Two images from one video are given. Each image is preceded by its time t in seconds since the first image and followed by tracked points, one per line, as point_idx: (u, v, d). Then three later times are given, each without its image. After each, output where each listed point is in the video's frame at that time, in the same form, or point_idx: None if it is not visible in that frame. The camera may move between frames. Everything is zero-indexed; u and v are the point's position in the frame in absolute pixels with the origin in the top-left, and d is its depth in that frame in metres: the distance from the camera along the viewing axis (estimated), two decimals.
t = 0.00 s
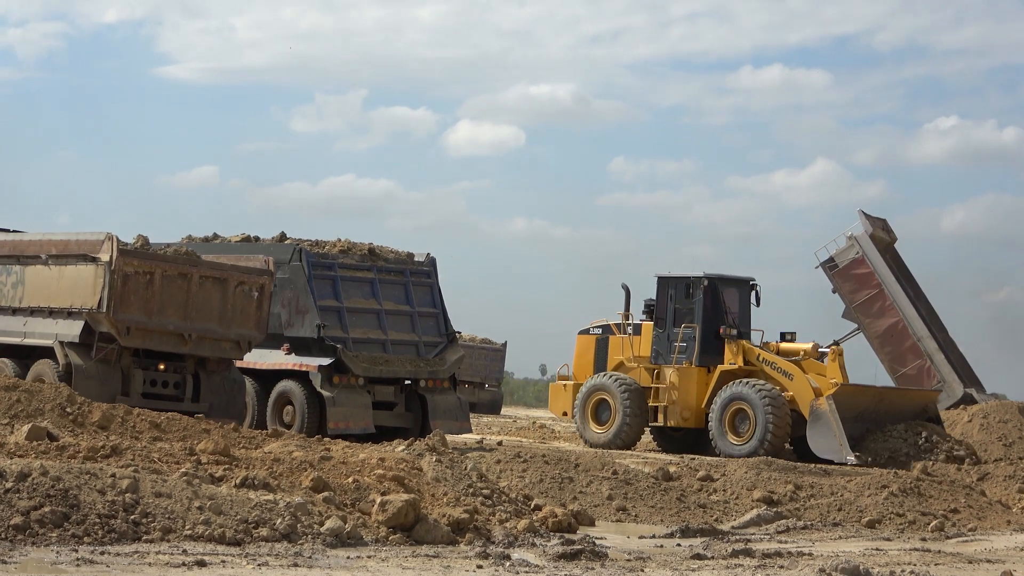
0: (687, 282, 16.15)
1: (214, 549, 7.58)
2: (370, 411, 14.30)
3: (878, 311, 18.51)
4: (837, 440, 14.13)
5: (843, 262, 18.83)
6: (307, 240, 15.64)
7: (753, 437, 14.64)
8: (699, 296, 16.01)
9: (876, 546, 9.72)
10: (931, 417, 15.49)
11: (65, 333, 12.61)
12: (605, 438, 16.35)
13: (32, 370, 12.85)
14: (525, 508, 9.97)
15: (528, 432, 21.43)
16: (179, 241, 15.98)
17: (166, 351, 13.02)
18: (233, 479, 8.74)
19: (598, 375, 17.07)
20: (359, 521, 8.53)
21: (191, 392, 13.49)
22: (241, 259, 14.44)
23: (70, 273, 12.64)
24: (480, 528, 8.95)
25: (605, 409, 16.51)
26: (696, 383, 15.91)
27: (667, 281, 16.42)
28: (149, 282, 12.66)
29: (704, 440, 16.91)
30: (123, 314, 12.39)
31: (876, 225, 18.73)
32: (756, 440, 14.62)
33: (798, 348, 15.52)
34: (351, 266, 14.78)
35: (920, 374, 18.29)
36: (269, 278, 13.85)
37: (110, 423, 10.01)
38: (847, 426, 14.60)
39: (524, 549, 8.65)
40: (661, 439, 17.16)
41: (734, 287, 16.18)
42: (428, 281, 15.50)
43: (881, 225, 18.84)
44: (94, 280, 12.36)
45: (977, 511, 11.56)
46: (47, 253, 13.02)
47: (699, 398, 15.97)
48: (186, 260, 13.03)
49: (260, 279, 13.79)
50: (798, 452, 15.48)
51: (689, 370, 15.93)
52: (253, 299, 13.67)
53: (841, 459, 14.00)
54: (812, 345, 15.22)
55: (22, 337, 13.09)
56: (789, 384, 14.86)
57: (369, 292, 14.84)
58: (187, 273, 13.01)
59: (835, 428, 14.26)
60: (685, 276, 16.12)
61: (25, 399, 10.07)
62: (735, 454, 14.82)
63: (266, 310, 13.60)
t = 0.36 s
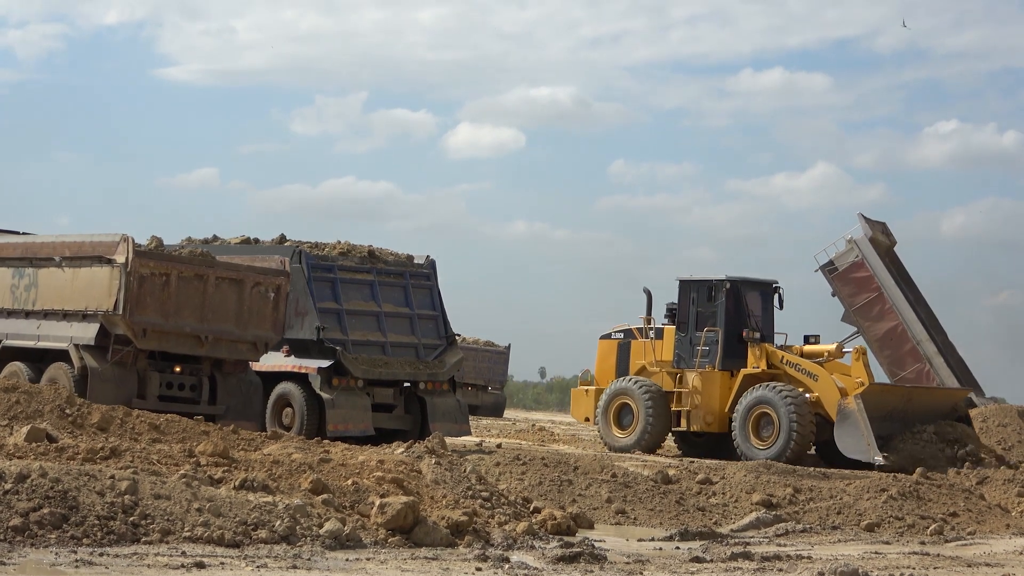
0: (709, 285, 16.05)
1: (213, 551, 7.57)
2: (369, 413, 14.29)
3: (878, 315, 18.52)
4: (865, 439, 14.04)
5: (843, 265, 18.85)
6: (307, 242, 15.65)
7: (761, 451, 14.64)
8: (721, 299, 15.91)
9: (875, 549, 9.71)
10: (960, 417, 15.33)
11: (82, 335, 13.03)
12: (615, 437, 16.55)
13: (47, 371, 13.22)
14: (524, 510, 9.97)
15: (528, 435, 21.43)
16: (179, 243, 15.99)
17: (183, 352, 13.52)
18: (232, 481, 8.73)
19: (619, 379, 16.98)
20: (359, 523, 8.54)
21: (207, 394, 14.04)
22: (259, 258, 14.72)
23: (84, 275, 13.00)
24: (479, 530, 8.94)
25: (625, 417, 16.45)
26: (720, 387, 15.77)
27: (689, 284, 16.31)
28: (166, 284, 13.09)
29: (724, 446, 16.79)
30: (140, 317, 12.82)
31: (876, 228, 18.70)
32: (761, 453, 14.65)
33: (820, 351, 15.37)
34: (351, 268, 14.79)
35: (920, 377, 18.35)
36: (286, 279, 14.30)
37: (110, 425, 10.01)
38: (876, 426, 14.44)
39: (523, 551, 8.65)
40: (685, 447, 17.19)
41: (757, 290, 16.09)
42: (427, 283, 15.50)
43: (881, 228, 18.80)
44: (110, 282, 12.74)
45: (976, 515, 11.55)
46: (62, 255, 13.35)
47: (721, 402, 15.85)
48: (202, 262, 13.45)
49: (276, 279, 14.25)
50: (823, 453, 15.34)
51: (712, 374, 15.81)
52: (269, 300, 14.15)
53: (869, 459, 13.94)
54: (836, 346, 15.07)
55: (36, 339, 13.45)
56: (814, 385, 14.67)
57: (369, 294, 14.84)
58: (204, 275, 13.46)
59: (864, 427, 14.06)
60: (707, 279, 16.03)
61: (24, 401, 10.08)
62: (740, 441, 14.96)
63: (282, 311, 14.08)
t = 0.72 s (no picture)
0: (735, 287, 16.04)
1: (211, 553, 7.57)
2: (368, 415, 14.30)
3: (876, 318, 18.51)
4: (894, 439, 13.93)
5: (842, 269, 18.89)
6: (307, 244, 15.66)
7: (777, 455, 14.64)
8: (746, 301, 15.89)
9: (873, 553, 9.72)
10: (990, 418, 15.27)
11: (94, 337, 12.64)
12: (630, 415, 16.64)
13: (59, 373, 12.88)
14: (522, 513, 9.97)
15: (527, 437, 21.47)
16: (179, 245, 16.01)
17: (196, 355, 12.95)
18: (231, 483, 8.73)
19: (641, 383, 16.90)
20: (357, 525, 8.54)
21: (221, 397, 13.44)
22: (272, 258, 14.44)
23: (96, 277, 12.64)
24: (477, 533, 8.95)
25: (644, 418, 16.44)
26: (743, 391, 15.72)
27: (714, 287, 16.31)
28: (178, 285, 12.61)
29: (747, 451, 16.70)
30: (152, 318, 12.33)
31: (876, 232, 18.75)
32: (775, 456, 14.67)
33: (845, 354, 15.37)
34: (350, 270, 14.79)
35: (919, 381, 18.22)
36: (299, 279, 13.80)
37: (108, 427, 10.01)
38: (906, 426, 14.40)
39: (522, 554, 8.66)
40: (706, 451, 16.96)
41: (782, 293, 16.07)
42: (427, 285, 15.53)
43: (880, 232, 18.83)
44: (122, 283, 12.32)
45: (975, 519, 11.56)
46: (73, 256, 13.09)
47: (745, 406, 15.78)
48: (215, 262, 12.95)
49: (291, 280, 13.73)
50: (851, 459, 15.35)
51: (735, 377, 15.77)
52: (283, 300, 13.60)
53: (898, 459, 13.83)
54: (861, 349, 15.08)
55: (47, 342, 13.17)
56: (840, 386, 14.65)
57: (368, 296, 14.86)
58: (216, 275, 12.95)
59: (893, 427, 13.94)
60: (733, 281, 16.01)
61: (23, 402, 10.08)
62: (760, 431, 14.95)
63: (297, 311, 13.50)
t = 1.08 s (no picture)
0: (762, 290, 15.79)
1: (210, 555, 7.57)
2: (368, 417, 14.32)
3: (875, 320, 18.51)
4: (924, 446, 13.91)
5: (841, 271, 18.89)
6: (307, 245, 15.67)
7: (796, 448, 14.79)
8: (773, 305, 15.66)
9: (872, 555, 9.73)
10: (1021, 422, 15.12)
11: (109, 338, 12.62)
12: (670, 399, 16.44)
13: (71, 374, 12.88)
14: (522, 515, 9.98)
15: (526, 439, 21.52)
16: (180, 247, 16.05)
17: (211, 356, 12.96)
18: (230, 485, 8.74)
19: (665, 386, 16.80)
20: (356, 527, 8.54)
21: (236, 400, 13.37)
22: (285, 261, 14.24)
23: (111, 277, 12.64)
24: (476, 535, 8.96)
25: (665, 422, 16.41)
26: (769, 396, 15.61)
27: (740, 289, 16.07)
28: (194, 285, 12.60)
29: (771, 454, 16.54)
30: (167, 318, 12.32)
31: (875, 234, 18.74)
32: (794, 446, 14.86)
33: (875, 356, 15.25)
34: (349, 272, 14.80)
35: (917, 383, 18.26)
36: (314, 281, 13.81)
37: (107, 429, 10.01)
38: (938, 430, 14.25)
39: (521, 556, 8.66)
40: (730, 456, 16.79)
41: (808, 296, 15.86)
42: (427, 288, 15.56)
43: (879, 234, 18.82)
44: (137, 283, 12.31)
45: (974, 521, 11.56)
46: (87, 257, 13.11)
47: (771, 410, 15.67)
48: (231, 263, 12.95)
49: (306, 282, 13.76)
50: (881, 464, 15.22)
51: (761, 382, 15.64)
52: (299, 302, 13.62)
53: (927, 465, 13.78)
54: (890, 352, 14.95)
55: (60, 342, 13.21)
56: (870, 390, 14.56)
57: (367, 298, 14.87)
58: (232, 276, 12.96)
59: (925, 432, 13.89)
60: (760, 284, 15.77)
61: (22, 405, 10.10)
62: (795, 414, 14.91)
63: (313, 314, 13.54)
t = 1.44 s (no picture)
0: (785, 293, 15.55)
1: (210, 558, 7.57)
2: (367, 420, 14.32)
3: (875, 323, 18.55)
4: (956, 446, 13.70)
5: (841, 273, 18.94)
6: (306, 248, 15.69)
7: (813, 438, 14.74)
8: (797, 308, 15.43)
9: (873, 557, 9.73)
10: None
11: (120, 340, 12.62)
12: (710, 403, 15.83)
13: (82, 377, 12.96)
14: (522, 518, 9.97)
15: (526, 442, 21.57)
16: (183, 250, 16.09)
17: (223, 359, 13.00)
18: (230, 488, 8.74)
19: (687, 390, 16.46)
20: (357, 530, 8.53)
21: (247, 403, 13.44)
22: (298, 265, 14.48)
23: (123, 278, 12.69)
24: (476, 538, 8.95)
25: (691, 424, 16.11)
26: (794, 399, 15.34)
27: (763, 292, 15.84)
28: (207, 286, 12.65)
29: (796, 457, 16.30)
30: (180, 320, 12.36)
31: (875, 236, 18.73)
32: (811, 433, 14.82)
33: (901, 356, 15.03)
34: (349, 275, 14.77)
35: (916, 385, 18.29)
36: (327, 283, 13.89)
37: (107, 432, 10.01)
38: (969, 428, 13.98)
39: (522, 559, 8.65)
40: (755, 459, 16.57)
41: (832, 298, 15.60)
42: (427, 290, 15.57)
43: (879, 236, 18.81)
44: (149, 285, 12.35)
45: (974, 523, 11.56)
46: (99, 259, 13.16)
47: (795, 413, 15.39)
48: (243, 265, 13.02)
49: (318, 285, 13.85)
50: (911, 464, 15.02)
51: (785, 385, 15.37)
52: (311, 305, 13.70)
53: (958, 465, 13.60)
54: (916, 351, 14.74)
55: (71, 345, 13.28)
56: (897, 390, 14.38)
57: (367, 301, 14.88)
58: (245, 278, 13.02)
59: (955, 432, 13.68)
60: (783, 287, 15.53)
61: (21, 408, 10.11)
62: (834, 407, 14.46)
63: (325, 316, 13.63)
